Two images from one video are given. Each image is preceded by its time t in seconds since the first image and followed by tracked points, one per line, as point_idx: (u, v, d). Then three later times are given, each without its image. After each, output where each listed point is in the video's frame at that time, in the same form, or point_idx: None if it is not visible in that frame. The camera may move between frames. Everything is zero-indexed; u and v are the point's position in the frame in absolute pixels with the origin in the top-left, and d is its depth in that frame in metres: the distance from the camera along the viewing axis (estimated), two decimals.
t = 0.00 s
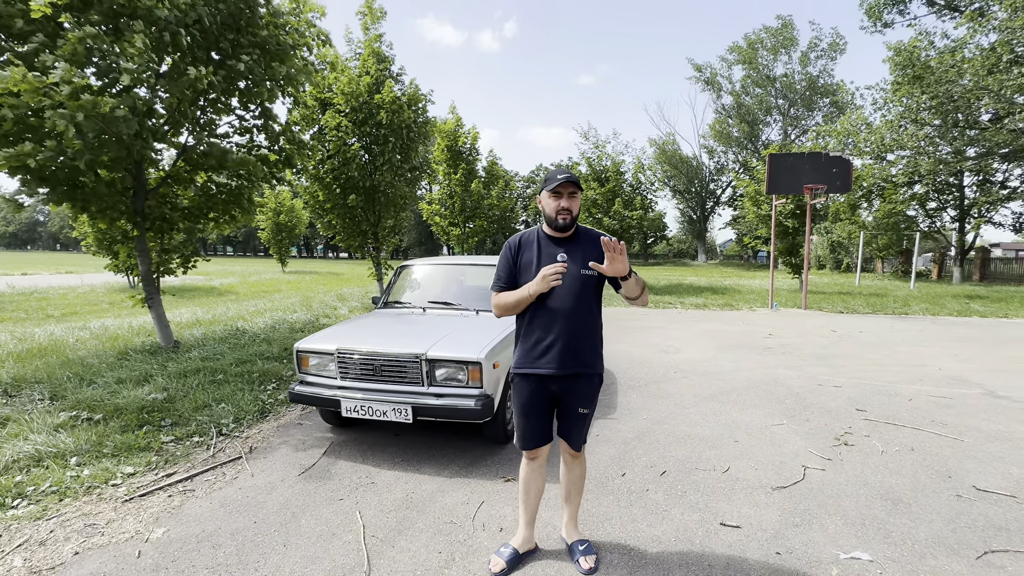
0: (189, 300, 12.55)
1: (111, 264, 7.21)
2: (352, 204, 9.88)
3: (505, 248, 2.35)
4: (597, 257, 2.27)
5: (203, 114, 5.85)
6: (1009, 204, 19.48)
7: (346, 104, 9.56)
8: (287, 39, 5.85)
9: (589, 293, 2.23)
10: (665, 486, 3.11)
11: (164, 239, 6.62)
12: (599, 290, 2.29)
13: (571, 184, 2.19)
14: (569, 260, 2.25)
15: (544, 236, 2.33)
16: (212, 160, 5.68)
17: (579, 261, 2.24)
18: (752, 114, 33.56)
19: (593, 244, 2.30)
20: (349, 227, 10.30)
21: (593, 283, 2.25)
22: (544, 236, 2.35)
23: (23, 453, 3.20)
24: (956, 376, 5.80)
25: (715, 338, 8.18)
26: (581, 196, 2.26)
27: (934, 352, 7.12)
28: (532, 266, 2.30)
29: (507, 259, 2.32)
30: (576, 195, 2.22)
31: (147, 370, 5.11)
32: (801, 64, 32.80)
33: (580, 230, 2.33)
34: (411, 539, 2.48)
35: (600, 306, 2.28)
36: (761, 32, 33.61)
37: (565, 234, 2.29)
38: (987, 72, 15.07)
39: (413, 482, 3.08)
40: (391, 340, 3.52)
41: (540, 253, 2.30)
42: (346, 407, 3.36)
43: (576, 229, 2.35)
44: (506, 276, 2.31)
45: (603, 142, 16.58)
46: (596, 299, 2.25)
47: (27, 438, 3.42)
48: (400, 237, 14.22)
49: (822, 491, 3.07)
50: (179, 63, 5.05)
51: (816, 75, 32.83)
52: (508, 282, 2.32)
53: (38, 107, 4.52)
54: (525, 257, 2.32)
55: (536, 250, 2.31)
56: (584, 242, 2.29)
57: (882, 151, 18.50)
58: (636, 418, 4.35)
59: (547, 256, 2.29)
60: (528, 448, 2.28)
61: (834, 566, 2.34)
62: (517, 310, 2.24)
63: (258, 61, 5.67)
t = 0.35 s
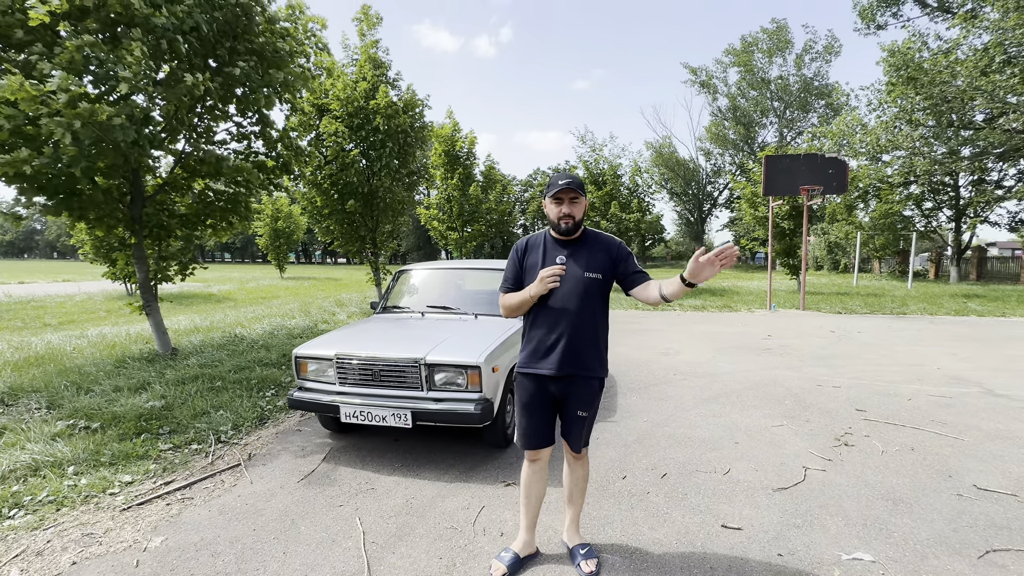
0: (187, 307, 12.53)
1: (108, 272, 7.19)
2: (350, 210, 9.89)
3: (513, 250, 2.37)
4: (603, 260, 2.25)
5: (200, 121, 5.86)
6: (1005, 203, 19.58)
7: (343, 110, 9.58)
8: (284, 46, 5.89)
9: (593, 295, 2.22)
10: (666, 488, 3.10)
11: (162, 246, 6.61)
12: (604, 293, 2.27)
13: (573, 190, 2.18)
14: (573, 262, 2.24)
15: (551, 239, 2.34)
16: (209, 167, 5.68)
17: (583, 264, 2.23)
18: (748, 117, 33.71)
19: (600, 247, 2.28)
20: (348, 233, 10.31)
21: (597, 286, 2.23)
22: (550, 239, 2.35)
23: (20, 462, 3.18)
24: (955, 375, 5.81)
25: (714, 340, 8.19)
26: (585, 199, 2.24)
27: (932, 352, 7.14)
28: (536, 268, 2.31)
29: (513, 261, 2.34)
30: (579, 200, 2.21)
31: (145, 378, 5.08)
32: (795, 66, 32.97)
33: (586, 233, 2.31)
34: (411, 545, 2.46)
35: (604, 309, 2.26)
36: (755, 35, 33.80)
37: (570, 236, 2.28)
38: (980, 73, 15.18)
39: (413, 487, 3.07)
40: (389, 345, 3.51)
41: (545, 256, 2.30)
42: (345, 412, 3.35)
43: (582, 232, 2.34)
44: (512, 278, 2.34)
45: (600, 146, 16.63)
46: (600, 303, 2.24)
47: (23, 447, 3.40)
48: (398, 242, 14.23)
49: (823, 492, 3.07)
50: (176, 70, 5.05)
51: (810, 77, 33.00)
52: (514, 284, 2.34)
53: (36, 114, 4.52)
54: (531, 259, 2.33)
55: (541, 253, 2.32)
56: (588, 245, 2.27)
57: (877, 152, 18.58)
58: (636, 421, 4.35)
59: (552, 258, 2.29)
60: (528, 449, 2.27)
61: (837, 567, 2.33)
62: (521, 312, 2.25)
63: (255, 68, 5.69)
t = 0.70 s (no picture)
0: (186, 314, 12.52)
1: (107, 279, 7.19)
2: (348, 214, 9.89)
3: (516, 254, 2.39)
4: (604, 265, 2.23)
5: (198, 127, 5.87)
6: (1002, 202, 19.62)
7: (341, 115, 9.59)
8: (281, 51, 5.88)
9: (593, 301, 2.20)
10: (667, 490, 3.09)
11: (161, 253, 6.61)
12: (605, 298, 2.25)
13: (564, 195, 2.14)
14: (574, 266, 2.23)
15: (553, 242, 2.33)
16: (208, 173, 5.69)
17: (584, 268, 2.22)
18: (745, 118, 33.81)
19: (601, 253, 2.24)
20: (346, 238, 10.31)
21: (598, 291, 2.21)
22: (553, 242, 2.34)
23: (19, 471, 3.17)
24: (954, 374, 5.81)
25: (714, 341, 8.19)
26: (579, 201, 2.20)
27: (932, 351, 7.14)
28: (538, 272, 2.31)
29: (516, 264, 2.36)
30: (572, 204, 2.17)
31: (144, 385, 5.07)
32: (791, 67, 33.09)
33: (588, 236, 2.28)
34: (412, 550, 2.46)
35: (606, 313, 2.25)
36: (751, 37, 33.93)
37: (571, 240, 2.27)
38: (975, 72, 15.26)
39: (413, 492, 3.06)
40: (388, 350, 3.50)
41: (545, 260, 2.31)
42: (345, 418, 3.34)
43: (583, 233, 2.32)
44: (514, 282, 2.36)
45: (598, 148, 16.66)
46: (601, 309, 2.22)
47: (22, 456, 3.38)
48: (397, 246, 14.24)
49: (824, 492, 3.06)
50: (174, 76, 5.06)
51: (807, 79, 33.12)
52: (517, 287, 2.36)
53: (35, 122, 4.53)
54: (532, 263, 2.34)
55: (543, 256, 2.32)
56: (590, 249, 2.25)
57: (874, 152, 18.62)
58: (636, 423, 4.34)
59: (553, 262, 2.29)
60: (529, 451, 2.26)
61: (839, 568, 2.32)
62: (520, 315, 2.29)
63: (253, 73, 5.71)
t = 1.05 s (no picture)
0: (185, 316, 12.50)
1: (106, 282, 7.18)
2: (347, 216, 9.89)
3: (510, 254, 2.39)
4: (597, 265, 2.22)
5: (197, 129, 5.87)
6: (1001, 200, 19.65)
7: (340, 116, 9.59)
8: (279, 52, 5.87)
9: (586, 302, 2.19)
10: (668, 490, 3.09)
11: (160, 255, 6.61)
12: (599, 299, 2.24)
13: (558, 197, 2.15)
14: (567, 267, 2.23)
15: (546, 243, 2.33)
16: (207, 174, 5.69)
17: (577, 269, 2.21)
18: (743, 118, 33.85)
19: (595, 255, 2.24)
20: (346, 239, 10.29)
21: (591, 291, 2.20)
22: (546, 243, 2.34)
23: (18, 474, 3.16)
24: (954, 373, 5.81)
25: (714, 341, 8.19)
26: (574, 201, 2.20)
27: (932, 350, 7.14)
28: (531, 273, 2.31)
29: (510, 265, 2.37)
30: (567, 205, 2.18)
31: (143, 388, 5.06)
32: (790, 67, 33.11)
33: (582, 236, 2.28)
34: (413, 552, 2.45)
35: (600, 314, 2.24)
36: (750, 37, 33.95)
37: (564, 241, 2.27)
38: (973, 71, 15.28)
39: (414, 493, 3.05)
40: (388, 351, 3.50)
41: (539, 260, 2.30)
42: (345, 419, 3.33)
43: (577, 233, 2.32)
44: (508, 283, 2.37)
45: (597, 149, 16.67)
46: (594, 310, 2.21)
47: (21, 459, 3.37)
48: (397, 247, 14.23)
49: (825, 492, 3.06)
50: (173, 79, 5.06)
51: (805, 78, 33.13)
52: (511, 288, 2.37)
53: (34, 124, 4.52)
54: (526, 263, 2.34)
55: (536, 257, 2.32)
56: (583, 249, 2.25)
57: (873, 151, 18.55)
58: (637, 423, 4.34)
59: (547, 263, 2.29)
60: (525, 453, 2.26)
61: (840, 567, 2.32)
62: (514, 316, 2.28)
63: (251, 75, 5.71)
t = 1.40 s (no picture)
0: (182, 315, 12.45)
1: (102, 280, 7.15)
2: (345, 214, 9.86)
3: (493, 255, 2.43)
4: (574, 263, 2.19)
5: (193, 127, 5.84)
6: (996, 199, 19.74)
7: (338, 114, 9.55)
8: (276, 50, 5.86)
9: (562, 301, 2.17)
10: (666, 488, 3.09)
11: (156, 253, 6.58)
12: (578, 298, 2.21)
13: (526, 195, 2.14)
14: (544, 267, 2.22)
15: (526, 242, 2.34)
16: (203, 173, 5.67)
17: (553, 268, 2.20)
18: (741, 117, 33.89)
19: (572, 252, 2.21)
20: (343, 237, 10.26)
21: (567, 290, 2.17)
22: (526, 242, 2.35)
23: (13, 474, 3.14)
24: (951, 371, 5.83)
25: (712, 339, 8.21)
26: (545, 198, 2.18)
27: (929, 348, 7.18)
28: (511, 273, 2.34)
29: (492, 265, 2.41)
30: (537, 202, 2.16)
31: (140, 387, 5.04)
32: (787, 66, 33.14)
33: (560, 233, 2.26)
34: (411, 550, 2.45)
35: (580, 313, 2.20)
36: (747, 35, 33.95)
37: (541, 239, 2.26)
38: (970, 70, 15.32)
39: (412, 492, 3.05)
40: (386, 349, 3.49)
41: (517, 259, 2.31)
42: (343, 418, 3.32)
43: (557, 229, 2.29)
44: (492, 282, 2.41)
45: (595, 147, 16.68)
46: (573, 310, 2.18)
47: (17, 459, 3.35)
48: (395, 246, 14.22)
49: (823, 489, 3.07)
50: (168, 76, 5.03)
51: (803, 77, 33.17)
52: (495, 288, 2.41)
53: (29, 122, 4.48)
54: (506, 262, 2.36)
55: (516, 256, 2.34)
56: (560, 247, 2.23)
57: (870, 150, 18.38)
58: (635, 421, 4.34)
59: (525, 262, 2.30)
60: (512, 454, 2.27)
61: (838, 564, 2.33)
62: (494, 314, 2.32)
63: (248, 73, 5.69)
